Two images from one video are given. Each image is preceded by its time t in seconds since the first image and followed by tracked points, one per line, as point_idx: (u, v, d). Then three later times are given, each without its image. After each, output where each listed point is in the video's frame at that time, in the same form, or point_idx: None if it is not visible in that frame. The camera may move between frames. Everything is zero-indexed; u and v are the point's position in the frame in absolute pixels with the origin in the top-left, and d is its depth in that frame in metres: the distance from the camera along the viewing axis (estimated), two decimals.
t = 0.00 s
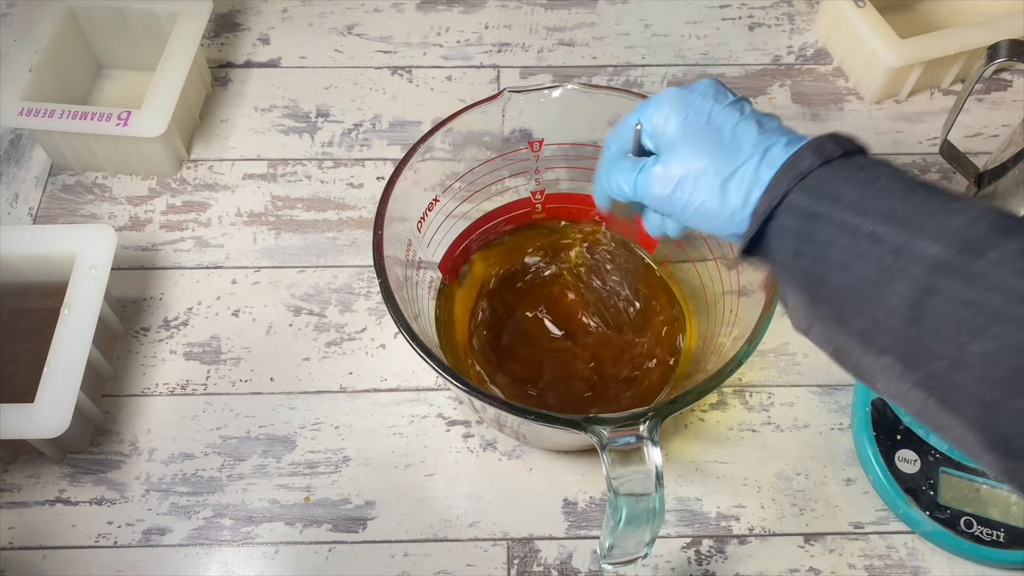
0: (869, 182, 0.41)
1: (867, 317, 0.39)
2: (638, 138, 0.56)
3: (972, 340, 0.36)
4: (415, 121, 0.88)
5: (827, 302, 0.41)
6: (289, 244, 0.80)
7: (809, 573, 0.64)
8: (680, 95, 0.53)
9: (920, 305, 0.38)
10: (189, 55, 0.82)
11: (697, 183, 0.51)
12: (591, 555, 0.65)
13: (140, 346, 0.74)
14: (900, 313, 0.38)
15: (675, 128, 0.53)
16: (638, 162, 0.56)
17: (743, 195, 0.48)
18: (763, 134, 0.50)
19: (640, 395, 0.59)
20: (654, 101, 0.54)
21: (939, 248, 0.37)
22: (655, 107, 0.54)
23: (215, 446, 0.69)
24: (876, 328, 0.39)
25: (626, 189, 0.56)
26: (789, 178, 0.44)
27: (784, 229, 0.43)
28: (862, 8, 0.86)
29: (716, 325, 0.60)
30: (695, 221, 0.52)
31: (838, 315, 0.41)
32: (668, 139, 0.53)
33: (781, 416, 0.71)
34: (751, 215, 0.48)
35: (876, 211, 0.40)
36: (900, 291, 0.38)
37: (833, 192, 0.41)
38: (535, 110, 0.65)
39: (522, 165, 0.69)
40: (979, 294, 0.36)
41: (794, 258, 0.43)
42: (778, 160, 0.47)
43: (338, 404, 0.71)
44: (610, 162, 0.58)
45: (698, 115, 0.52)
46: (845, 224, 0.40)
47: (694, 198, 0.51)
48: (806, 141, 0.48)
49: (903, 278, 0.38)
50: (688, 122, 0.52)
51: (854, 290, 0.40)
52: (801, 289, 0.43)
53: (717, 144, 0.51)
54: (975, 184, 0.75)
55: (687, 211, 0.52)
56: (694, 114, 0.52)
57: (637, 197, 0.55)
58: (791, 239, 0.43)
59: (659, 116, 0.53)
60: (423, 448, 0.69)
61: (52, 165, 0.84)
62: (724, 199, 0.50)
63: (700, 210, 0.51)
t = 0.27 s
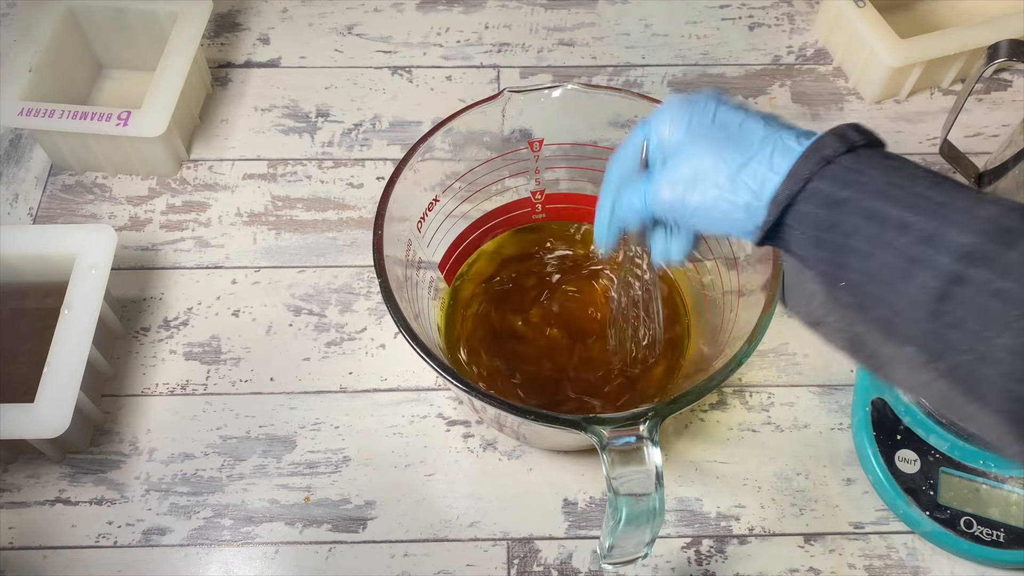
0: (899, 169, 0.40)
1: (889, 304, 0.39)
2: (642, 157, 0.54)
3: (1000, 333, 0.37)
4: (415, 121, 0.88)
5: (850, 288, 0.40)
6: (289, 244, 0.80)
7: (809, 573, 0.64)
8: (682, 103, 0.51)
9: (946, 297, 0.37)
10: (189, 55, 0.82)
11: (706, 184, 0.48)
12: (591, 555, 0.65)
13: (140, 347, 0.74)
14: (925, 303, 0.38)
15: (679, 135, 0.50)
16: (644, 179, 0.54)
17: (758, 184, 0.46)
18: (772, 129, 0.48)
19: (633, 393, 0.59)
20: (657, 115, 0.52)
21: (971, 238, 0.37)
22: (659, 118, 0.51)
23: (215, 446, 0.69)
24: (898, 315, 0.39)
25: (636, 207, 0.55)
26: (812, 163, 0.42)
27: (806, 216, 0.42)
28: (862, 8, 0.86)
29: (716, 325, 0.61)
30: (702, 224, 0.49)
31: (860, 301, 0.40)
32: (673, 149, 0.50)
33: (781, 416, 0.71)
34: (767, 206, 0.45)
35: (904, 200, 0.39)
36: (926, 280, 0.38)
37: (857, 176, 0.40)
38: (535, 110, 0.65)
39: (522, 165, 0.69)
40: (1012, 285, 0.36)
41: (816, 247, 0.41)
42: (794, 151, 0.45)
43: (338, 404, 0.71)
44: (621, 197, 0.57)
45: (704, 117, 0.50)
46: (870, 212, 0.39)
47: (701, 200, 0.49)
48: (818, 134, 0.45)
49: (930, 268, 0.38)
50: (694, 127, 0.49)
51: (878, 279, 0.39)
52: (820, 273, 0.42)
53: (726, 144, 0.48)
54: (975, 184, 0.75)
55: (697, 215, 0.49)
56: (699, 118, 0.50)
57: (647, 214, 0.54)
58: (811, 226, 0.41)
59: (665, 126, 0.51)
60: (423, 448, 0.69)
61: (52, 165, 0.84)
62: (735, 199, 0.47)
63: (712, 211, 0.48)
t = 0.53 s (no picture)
0: (896, 193, 0.43)
1: (897, 324, 0.42)
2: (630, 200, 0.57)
3: (1011, 351, 0.38)
4: (415, 121, 0.88)
5: (854, 313, 0.44)
6: (289, 244, 0.80)
7: (809, 573, 0.64)
8: (666, 143, 0.54)
9: (957, 317, 0.39)
10: (189, 55, 0.82)
11: (703, 220, 0.51)
12: (591, 555, 0.65)
13: (140, 346, 0.74)
14: (935, 322, 0.40)
15: (669, 174, 0.53)
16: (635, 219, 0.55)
17: (758, 210, 0.50)
18: (763, 159, 0.52)
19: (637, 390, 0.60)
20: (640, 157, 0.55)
21: (981, 257, 0.39)
22: (644, 159, 0.54)
23: (215, 446, 0.69)
24: (908, 334, 0.42)
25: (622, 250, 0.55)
26: (814, 187, 0.44)
27: (809, 241, 0.44)
28: (862, 7, 0.86)
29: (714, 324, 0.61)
30: (708, 262, 0.52)
31: (865, 324, 0.43)
32: (663, 188, 0.53)
33: (781, 416, 0.71)
34: (769, 227, 0.49)
35: (906, 221, 0.41)
36: (936, 300, 0.40)
37: (860, 200, 0.43)
38: (535, 110, 0.65)
39: (522, 165, 0.69)
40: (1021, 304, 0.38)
41: (819, 269, 0.44)
42: (791, 177, 0.50)
43: (338, 404, 0.71)
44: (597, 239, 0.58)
45: (689, 156, 0.53)
46: (874, 233, 0.42)
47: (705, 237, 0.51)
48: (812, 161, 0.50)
49: (940, 288, 0.40)
50: (680, 168, 0.52)
51: (886, 300, 0.42)
52: (820, 293, 0.45)
53: (714, 180, 0.52)
54: (975, 184, 0.75)
55: (698, 250, 0.52)
56: (684, 157, 0.53)
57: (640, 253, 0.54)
58: (816, 250, 0.44)
59: (651, 167, 0.54)
60: (423, 448, 0.69)
61: (52, 165, 0.84)
62: (733, 230, 0.50)
63: (714, 244, 0.51)
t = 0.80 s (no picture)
0: (898, 167, 0.43)
1: (900, 292, 0.43)
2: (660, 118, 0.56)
3: (1001, 323, 0.39)
4: (415, 121, 0.88)
5: (863, 279, 0.45)
6: (289, 244, 0.80)
7: (809, 573, 0.64)
8: (709, 74, 0.54)
9: (948, 290, 0.41)
10: (190, 55, 0.82)
11: (721, 163, 0.52)
12: (591, 555, 0.65)
13: (140, 346, 0.74)
14: (930, 293, 0.41)
15: (701, 108, 0.53)
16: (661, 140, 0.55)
17: (768, 176, 0.49)
18: (789, 112, 0.51)
19: (630, 387, 0.60)
20: (678, 77, 0.55)
21: (968, 235, 0.40)
22: (682, 83, 0.54)
23: (215, 446, 0.69)
24: (910, 300, 0.43)
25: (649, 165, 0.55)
26: (817, 163, 0.45)
27: (814, 212, 0.45)
28: (861, 8, 0.86)
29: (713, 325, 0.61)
30: (723, 200, 0.53)
31: (873, 289, 0.45)
32: (694, 121, 0.54)
33: (781, 416, 0.71)
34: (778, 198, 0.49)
35: (904, 198, 0.42)
36: (929, 275, 0.41)
37: (860, 177, 0.43)
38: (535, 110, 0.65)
39: (522, 165, 0.69)
40: (1008, 281, 0.39)
41: (824, 241, 0.45)
42: (805, 145, 0.48)
43: (338, 404, 0.71)
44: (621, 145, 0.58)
45: (727, 94, 0.53)
46: (873, 210, 0.43)
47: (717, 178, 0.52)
48: (836, 122, 0.49)
49: (930, 264, 0.41)
50: (715, 103, 0.53)
51: (886, 272, 0.43)
52: (827, 267, 0.46)
53: (745, 124, 0.52)
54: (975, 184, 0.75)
55: (718, 189, 0.52)
56: (720, 96, 0.53)
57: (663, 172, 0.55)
58: (819, 223, 0.45)
59: (687, 92, 0.54)
60: (423, 448, 0.69)
61: (52, 165, 0.84)
62: (749, 179, 0.50)
63: (732, 186, 0.51)
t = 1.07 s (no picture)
0: (906, 156, 0.43)
1: (905, 285, 0.43)
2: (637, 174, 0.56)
3: (1012, 318, 0.39)
4: (415, 121, 0.88)
5: (863, 272, 0.45)
6: (289, 244, 0.80)
7: (809, 573, 0.64)
8: (673, 116, 0.53)
9: (958, 283, 0.40)
10: (190, 55, 0.82)
11: (710, 185, 0.52)
12: (591, 555, 0.65)
13: (140, 346, 0.74)
14: (938, 287, 0.41)
15: (675, 146, 0.53)
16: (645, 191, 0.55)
17: (764, 180, 0.49)
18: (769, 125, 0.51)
19: (636, 383, 0.61)
20: (646, 131, 0.55)
21: (981, 224, 0.39)
22: (652, 131, 0.54)
23: (215, 446, 0.69)
24: (915, 294, 0.42)
25: (635, 223, 0.55)
26: (817, 153, 0.45)
27: (815, 207, 0.45)
28: (862, 8, 0.86)
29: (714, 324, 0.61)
30: (716, 228, 0.53)
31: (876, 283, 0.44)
32: (670, 159, 0.53)
33: (781, 416, 0.71)
34: (776, 191, 0.48)
35: (911, 187, 0.41)
36: (938, 267, 0.41)
37: (863, 165, 0.43)
38: (535, 110, 0.65)
39: (522, 165, 0.69)
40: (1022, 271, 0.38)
41: (826, 235, 0.45)
42: (795, 145, 0.49)
43: (338, 404, 0.71)
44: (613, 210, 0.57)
45: (697, 125, 0.53)
46: (877, 200, 0.42)
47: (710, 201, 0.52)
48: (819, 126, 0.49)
49: (941, 255, 0.40)
50: (686, 137, 0.52)
51: (891, 263, 0.43)
52: (828, 257, 0.46)
53: (724, 145, 0.52)
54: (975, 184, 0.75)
55: (710, 216, 0.52)
56: (691, 129, 0.53)
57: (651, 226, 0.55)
58: (822, 217, 0.45)
59: (657, 140, 0.53)
60: (423, 448, 0.69)
61: (52, 165, 0.84)
62: (739, 196, 0.50)
63: (724, 210, 0.51)
